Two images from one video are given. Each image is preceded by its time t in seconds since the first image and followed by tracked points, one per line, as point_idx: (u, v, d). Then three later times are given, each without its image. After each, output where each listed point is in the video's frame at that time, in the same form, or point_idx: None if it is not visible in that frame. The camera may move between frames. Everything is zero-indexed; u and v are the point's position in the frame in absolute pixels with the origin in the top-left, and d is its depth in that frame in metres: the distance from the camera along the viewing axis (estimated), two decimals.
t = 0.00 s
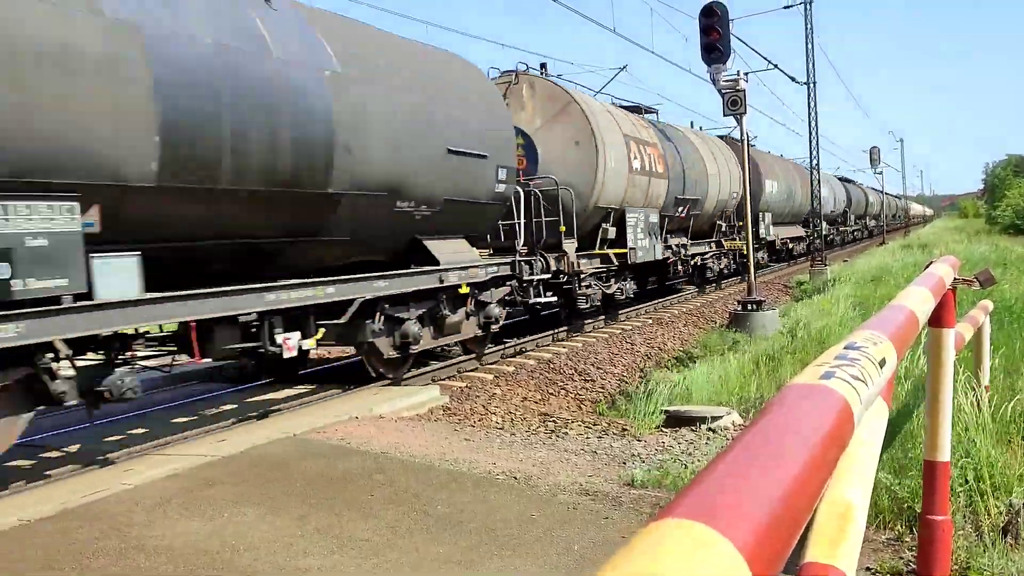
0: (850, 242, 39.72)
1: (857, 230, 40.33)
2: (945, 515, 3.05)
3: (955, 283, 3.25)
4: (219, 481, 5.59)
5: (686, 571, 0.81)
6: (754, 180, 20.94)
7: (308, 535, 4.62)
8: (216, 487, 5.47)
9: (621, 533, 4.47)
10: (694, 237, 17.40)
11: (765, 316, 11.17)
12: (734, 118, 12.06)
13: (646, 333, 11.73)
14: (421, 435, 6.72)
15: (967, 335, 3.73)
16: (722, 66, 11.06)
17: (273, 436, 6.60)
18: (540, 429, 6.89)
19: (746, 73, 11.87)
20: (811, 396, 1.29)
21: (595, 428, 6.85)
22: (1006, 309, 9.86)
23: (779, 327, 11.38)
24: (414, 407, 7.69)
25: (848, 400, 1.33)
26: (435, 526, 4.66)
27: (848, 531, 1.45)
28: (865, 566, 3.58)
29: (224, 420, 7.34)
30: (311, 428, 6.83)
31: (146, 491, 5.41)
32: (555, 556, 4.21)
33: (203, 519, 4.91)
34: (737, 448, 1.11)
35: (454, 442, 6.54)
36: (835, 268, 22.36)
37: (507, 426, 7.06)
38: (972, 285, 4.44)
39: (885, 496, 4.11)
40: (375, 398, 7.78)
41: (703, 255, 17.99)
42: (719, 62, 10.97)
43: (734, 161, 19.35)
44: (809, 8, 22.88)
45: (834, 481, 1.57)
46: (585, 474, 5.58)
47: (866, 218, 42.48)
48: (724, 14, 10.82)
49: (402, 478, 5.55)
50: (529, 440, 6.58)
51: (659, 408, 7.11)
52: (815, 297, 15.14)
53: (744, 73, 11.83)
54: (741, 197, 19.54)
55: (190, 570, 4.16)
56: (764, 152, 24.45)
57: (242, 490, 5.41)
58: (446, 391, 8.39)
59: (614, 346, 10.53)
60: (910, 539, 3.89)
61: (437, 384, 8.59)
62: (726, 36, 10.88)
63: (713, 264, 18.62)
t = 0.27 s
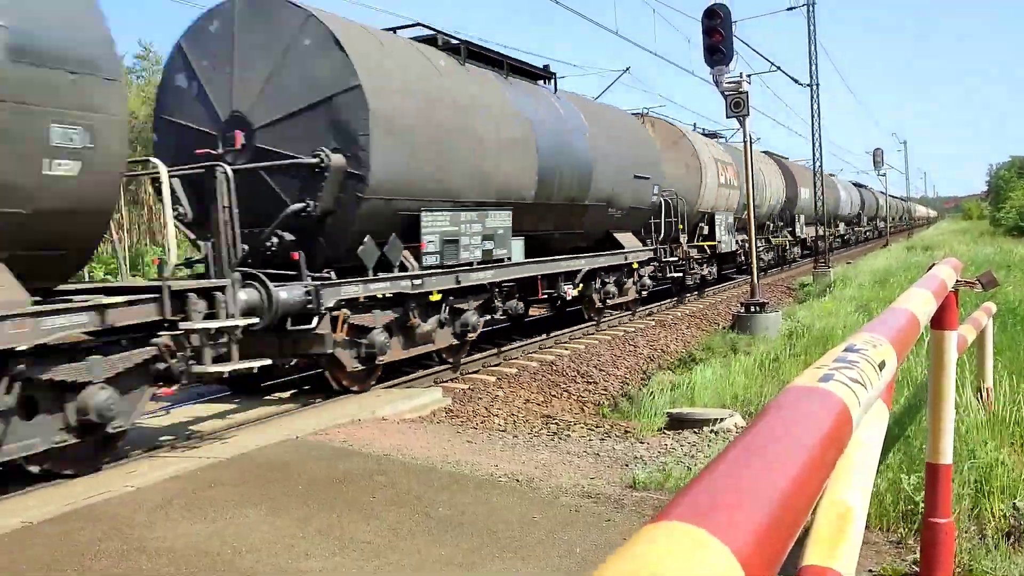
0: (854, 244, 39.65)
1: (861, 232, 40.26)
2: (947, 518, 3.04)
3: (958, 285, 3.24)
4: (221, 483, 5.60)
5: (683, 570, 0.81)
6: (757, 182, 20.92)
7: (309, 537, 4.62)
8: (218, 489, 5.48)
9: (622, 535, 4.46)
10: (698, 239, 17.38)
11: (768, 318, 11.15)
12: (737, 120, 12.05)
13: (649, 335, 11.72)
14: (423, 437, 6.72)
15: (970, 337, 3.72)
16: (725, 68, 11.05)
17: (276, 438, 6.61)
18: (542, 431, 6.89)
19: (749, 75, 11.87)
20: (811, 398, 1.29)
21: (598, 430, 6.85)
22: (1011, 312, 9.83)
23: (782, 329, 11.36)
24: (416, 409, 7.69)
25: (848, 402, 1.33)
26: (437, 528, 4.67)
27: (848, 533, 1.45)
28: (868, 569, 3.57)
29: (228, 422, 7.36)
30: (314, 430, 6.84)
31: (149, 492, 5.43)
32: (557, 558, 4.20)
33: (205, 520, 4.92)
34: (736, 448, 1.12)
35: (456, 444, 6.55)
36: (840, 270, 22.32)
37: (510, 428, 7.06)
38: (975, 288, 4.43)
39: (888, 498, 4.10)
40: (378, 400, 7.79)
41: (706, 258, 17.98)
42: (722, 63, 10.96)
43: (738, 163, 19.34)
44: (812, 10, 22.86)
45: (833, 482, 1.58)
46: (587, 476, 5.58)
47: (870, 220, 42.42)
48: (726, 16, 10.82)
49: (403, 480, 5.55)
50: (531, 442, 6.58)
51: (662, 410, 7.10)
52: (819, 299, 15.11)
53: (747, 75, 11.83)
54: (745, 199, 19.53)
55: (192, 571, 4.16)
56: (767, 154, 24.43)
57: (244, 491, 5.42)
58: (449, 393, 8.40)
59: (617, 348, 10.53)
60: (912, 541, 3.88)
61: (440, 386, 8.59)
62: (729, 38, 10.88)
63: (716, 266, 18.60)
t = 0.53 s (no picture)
0: (857, 246, 39.61)
1: (863, 234, 40.23)
2: (951, 520, 3.03)
3: (961, 287, 3.24)
4: (224, 484, 5.60)
5: (682, 571, 0.81)
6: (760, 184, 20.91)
7: (312, 539, 4.62)
8: (221, 490, 5.48)
9: (625, 537, 4.46)
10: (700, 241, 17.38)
11: (771, 320, 11.15)
12: (740, 122, 12.05)
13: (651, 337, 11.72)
14: (426, 439, 6.72)
15: (973, 339, 3.71)
16: (728, 70, 11.05)
17: (279, 440, 6.62)
18: (545, 433, 6.89)
19: (752, 77, 11.87)
20: (812, 400, 1.29)
21: (600, 432, 6.85)
22: (1014, 313, 9.82)
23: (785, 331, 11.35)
24: (419, 411, 7.69)
25: (850, 404, 1.33)
26: (439, 530, 4.66)
27: (849, 535, 1.45)
28: (871, 571, 3.56)
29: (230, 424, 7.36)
30: (317, 432, 6.85)
31: (152, 494, 5.43)
32: (559, 560, 4.20)
33: (207, 522, 4.92)
34: (737, 450, 1.12)
35: (459, 446, 6.55)
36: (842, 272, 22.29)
37: (513, 430, 7.06)
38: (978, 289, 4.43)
39: (891, 500, 4.09)
40: (381, 402, 7.80)
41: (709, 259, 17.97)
42: (725, 65, 10.97)
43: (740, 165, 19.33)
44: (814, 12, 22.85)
45: (835, 485, 1.58)
46: (590, 478, 5.58)
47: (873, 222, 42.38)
48: (729, 18, 10.83)
49: (406, 482, 5.55)
50: (534, 444, 6.58)
51: (665, 412, 7.10)
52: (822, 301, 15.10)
53: (749, 77, 11.83)
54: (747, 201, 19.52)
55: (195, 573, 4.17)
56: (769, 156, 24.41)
57: (247, 493, 5.43)
58: (451, 395, 8.40)
59: (620, 350, 10.53)
60: (915, 544, 3.87)
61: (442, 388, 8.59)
62: (731, 40, 10.88)
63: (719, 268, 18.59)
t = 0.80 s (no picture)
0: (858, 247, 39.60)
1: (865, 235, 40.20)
2: (953, 522, 3.03)
3: (964, 289, 3.25)
4: (226, 486, 5.61)
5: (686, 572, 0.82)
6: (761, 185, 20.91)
7: (314, 540, 4.63)
8: (223, 492, 5.50)
9: (626, 539, 4.46)
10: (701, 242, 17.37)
11: (773, 321, 11.14)
12: (741, 123, 12.05)
13: (653, 339, 11.72)
14: (428, 441, 6.73)
15: (975, 340, 3.71)
16: (729, 71, 11.06)
17: (281, 441, 6.63)
18: (546, 435, 6.89)
19: (753, 78, 11.87)
20: (814, 402, 1.29)
21: (602, 433, 6.85)
22: (1016, 314, 9.81)
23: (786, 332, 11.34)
24: (420, 412, 7.70)
25: (853, 406, 1.33)
26: (441, 531, 4.67)
27: (852, 537, 1.45)
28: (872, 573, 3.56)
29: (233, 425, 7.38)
30: (319, 433, 6.86)
31: (155, 496, 5.44)
32: (561, 561, 4.21)
33: (209, 524, 4.93)
34: (741, 451, 1.12)
35: (461, 448, 6.55)
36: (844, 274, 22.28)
37: (514, 432, 7.06)
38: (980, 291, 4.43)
39: (893, 502, 4.09)
40: (382, 403, 7.81)
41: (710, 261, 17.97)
42: (726, 66, 10.97)
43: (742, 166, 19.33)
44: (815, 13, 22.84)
45: (838, 486, 1.58)
46: (591, 479, 5.58)
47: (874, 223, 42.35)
48: (730, 20, 10.83)
49: (408, 484, 5.55)
50: (536, 445, 6.58)
51: (667, 413, 7.10)
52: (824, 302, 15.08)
53: (750, 78, 11.83)
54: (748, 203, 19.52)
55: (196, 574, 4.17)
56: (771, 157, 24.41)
57: (249, 495, 5.44)
58: (453, 396, 8.41)
59: (621, 352, 10.54)
60: (917, 546, 3.87)
61: (444, 389, 8.60)
62: (732, 42, 10.88)
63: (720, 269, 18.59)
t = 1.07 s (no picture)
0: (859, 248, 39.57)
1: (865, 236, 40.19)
2: (954, 522, 3.03)
3: (965, 289, 3.24)
4: (227, 487, 5.62)
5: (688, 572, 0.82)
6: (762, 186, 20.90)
7: (315, 541, 4.63)
8: (225, 492, 5.50)
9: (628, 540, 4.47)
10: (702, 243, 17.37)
11: (773, 322, 11.13)
12: (742, 124, 12.05)
13: (654, 339, 11.72)
14: (428, 442, 6.73)
15: (976, 341, 3.71)
16: (730, 72, 11.06)
17: (282, 442, 6.64)
18: (547, 436, 6.89)
19: (754, 79, 11.87)
20: (816, 402, 1.29)
21: (603, 434, 6.85)
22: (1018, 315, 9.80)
23: (787, 333, 11.34)
24: (421, 413, 7.70)
25: (855, 406, 1.33)
26: (441, 532, 4.67)
27: (853, 537, 1.45)
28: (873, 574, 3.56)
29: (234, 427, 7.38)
30: (320, 434, 6.86)
31: (156, 496, 5.45)
32: (562, 562, 4.22)
33: (211, 524, 4.93)
34: (742, 452, 1.12)
35: (462, 448, 6.55)
36: (844, 275, 22.27)
37: (515, 433, 7.06)
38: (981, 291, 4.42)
39: (895, 503, 4.08)
40: (383, 404, 7.81)
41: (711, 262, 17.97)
42: (727, 67, 10.97)
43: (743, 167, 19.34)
44: (816, 14, 22.83)
45: (840, 486, 1.58)
46: (592, 480, 5.58)
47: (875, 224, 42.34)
48: (731, 20, 10.84)
49: (409, 484, 5.56)
50: (537, 446, 6.59)
51: (668, 414, 7.10)
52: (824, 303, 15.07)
53: (751, 79, 11.83)
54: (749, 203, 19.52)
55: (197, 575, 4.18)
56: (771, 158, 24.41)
57: (250, 495, 5.44)
58: (454, 397, 8.41)
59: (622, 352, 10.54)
60: (919, 547, 3.87)
61: (445, 390, 8.60)
62: (733, 42, 10.88)
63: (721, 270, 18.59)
